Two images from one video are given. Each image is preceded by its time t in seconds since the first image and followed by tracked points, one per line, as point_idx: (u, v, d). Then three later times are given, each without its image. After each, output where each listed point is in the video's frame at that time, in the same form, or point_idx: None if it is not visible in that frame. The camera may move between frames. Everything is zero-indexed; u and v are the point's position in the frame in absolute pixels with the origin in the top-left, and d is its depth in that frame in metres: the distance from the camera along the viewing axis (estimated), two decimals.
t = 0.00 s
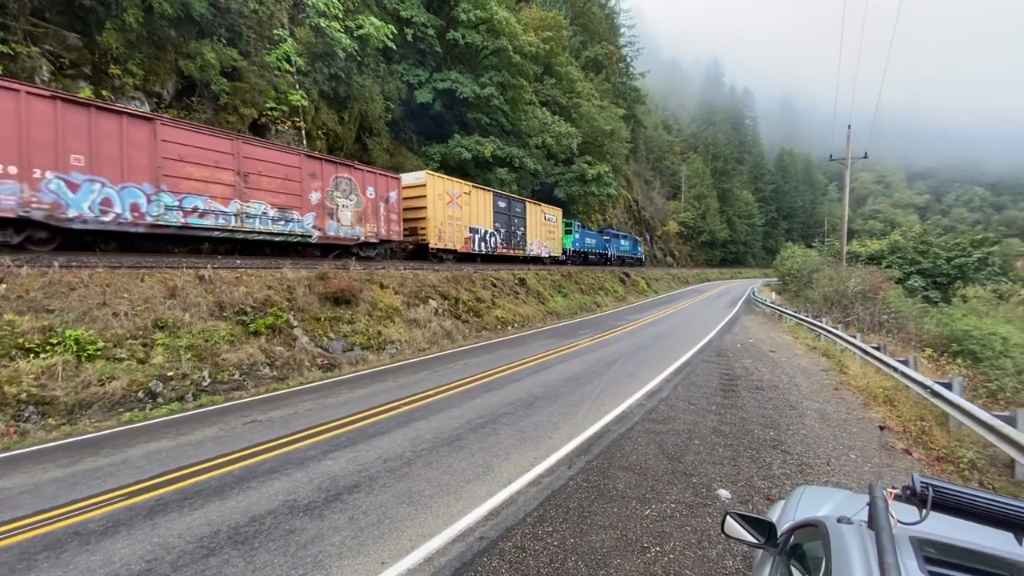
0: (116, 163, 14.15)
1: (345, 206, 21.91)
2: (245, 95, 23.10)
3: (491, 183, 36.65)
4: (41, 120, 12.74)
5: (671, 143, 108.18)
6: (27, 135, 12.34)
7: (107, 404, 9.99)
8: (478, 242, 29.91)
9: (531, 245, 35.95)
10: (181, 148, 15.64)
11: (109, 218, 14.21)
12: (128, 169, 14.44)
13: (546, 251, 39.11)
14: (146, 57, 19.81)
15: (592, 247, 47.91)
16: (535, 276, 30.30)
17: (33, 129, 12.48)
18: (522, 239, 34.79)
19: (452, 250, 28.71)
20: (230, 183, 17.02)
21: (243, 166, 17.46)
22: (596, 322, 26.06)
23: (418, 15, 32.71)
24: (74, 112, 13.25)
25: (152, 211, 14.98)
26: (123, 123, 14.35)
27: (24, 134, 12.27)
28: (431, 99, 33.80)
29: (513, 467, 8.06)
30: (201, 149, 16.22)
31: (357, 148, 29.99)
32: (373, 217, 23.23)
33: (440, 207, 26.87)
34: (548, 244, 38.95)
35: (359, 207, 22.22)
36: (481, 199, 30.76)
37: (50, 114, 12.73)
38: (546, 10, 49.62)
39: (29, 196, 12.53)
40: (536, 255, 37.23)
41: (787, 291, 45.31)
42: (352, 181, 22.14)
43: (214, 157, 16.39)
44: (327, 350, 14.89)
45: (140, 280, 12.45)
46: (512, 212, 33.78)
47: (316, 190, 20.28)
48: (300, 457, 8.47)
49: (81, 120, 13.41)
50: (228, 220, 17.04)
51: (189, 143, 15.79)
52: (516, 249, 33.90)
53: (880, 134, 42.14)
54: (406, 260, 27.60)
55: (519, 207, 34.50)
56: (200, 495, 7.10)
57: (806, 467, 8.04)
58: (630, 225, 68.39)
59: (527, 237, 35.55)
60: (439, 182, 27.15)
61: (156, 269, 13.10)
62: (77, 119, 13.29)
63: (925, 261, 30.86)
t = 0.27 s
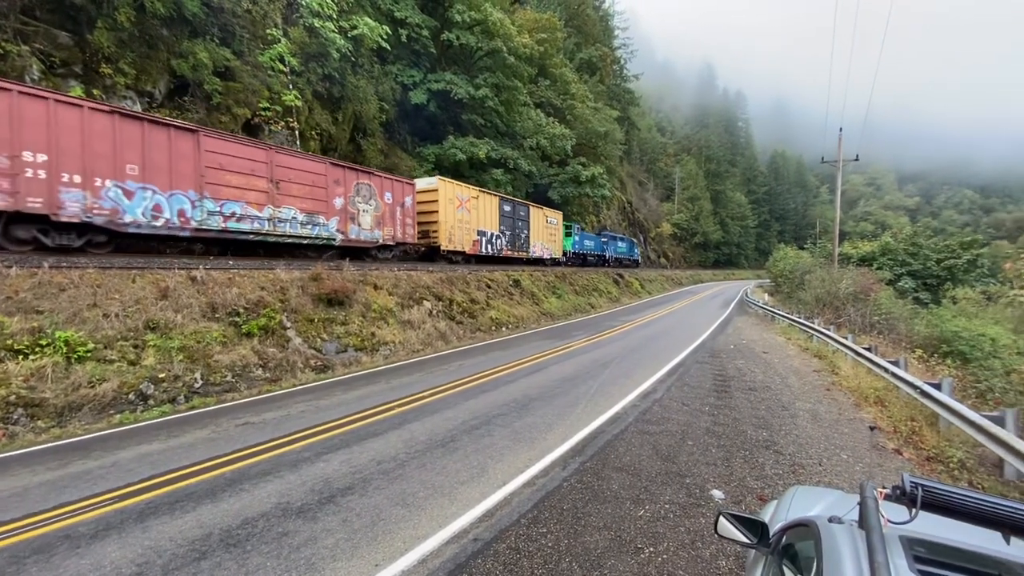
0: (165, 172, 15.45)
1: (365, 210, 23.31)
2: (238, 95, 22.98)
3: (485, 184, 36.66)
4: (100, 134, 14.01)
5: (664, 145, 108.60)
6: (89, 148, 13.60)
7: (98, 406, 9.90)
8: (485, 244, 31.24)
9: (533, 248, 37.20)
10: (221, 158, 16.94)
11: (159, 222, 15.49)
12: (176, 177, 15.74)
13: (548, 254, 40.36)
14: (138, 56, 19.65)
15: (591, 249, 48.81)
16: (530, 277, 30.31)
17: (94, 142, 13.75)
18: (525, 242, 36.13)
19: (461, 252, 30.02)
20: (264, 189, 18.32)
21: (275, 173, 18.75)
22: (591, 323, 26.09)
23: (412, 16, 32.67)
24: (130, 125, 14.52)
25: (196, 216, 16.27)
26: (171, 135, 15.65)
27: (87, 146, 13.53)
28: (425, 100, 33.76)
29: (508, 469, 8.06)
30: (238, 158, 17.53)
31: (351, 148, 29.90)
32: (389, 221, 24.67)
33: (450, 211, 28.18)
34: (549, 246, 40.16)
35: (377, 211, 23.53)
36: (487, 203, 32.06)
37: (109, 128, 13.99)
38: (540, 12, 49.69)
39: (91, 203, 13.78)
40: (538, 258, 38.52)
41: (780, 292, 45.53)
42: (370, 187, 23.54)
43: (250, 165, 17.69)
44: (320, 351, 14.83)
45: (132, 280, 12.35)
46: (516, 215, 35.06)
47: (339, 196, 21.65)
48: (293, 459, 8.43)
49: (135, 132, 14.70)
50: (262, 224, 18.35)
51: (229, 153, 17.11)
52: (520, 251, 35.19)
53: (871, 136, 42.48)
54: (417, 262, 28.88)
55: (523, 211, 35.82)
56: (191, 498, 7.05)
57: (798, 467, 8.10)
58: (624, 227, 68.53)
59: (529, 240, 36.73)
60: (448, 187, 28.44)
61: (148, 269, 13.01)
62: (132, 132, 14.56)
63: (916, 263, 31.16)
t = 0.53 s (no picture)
0: (209, 180, 16.80)
1: (384, 215, 24.57)
2: (234, 94, 22.88)
3: (481, 186, 36.67)
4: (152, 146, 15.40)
5: (659, 147, 108.97)
6: (143, 158, 14.99)
7: (90, 407, 9.82)
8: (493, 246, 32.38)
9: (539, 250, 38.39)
10: (257, 166, 18.30)
11: (204, 227, 16.82)
12: (218, 184, 17.08)
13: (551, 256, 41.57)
14: (132, 55, 19.47)
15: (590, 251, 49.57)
16: (525, 279, 30.33)
17: (147, 153, 15.13)
18: (531, 244, 37.37)
19: (471, 254, 31.30)
20: (294, 195, 19.64)
21: (304, 180, 20.07)
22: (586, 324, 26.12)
23: (408, 17, 32.67)
24: (177, 137, 15.91)
25: (236, 221, 17.62)
26: (213, 145, 17.01)
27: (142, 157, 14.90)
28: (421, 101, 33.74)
29: (503, 470, 8.05)
30: (272, 166, 18.89)
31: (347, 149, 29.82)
32: (407, 226, 25.91)
33: (460, 215, 29.32)
34: (552, 249, 41.28)
35: (396, 216, 24.79)
36: (494, 207, 33.20)
37: (160, 140, 15.39)
38: (537, 14, 49.79)
39: (145, 209, 15.12)
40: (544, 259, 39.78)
41: (774, 294, 45.70)
42: (389, 192, 24.80)
43: (282, 173, 19.03)
44: (315, 352, 14.77)
45: (125, 281, 12.26)
46: (521, 218, 36.21)
47: (361, 201, 22.92)
48: (287, 461, 8.37)
49: (182, 144, 16.09)
50: (293, 228, 19.62)
51: (264, 162, 18.46)
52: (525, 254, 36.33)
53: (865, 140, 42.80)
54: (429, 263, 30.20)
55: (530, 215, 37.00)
56: (185, 499, 7.00)
57: (792, 468, 8.14)
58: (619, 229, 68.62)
59: (534, 242, 37.87)
60: (459, 192, 29.57)
61: (141, 269, 12.92)
62: (180, 143, 15.94)
63: (908, 266, 31.39)
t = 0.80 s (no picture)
0: (250, 187, 18.32)
1: (404, 218, 26.01)
2: (233, 94, 22.87)
3: (480, 187, 36.67)
4: (201, 157, 16.96)
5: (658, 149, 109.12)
6: (193, 168, 16.51)
7: (87, 407, 9.79)
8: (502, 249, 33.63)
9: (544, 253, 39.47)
10: (291, 174, 19.82)
11: (245, 230, 18.32)
12: (257, 191, 18.61)
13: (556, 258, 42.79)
14: (130, 55, 19.49)
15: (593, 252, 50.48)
16: (524, 280, 30.34)
17: (197, 163, 16.67)
18: (538, 246, 38.64)
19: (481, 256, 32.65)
20: (324, 201, 21.13)
21: (333, 187, 21.56)
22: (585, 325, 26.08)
23: (408, 18, 32.69)
24: (222, 148, 17.46)
25: (274, 224, 19.11)
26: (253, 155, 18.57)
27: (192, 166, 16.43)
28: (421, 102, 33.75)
29: (502, 471, 8.05)
30: (303, 174, 20.42)
31: (346, 150, 29.82)
32: (424, 229, 27.31)
33: (472, 219, 30.55)
34: (557, 251, 42.43)
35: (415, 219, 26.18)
36: (503, 211, 34.40)
37: (208, 151, 16.93)
38: (537, 15, 49.82)
39: (196, 214, 16.67)
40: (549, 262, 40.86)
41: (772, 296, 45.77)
42: (409, 197, 26.20)
43: (313, 180, 20.54)
44: (313, 352, 14.75)
45: (122, 281, 12.23)
46: (529, 222, 37.41)
47: (384, 206, 24.35)
48: (285, 462, 8.36)
49: (226, 154, 17.63)
50: (323, 231, 21.12)
51: (298, 170, 19.94)
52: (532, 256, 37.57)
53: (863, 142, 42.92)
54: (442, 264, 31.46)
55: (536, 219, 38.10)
56: (183, 500, 6.99)
57: (790, 469, 8.16)
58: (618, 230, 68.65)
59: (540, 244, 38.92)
60: (471, 197, 30.77)
61: (139, 270, 12.89)
62: (224, 153, 17.46)
63: (906, 267, 31.46)
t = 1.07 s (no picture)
0: (286, 193, 19.72)
1: (422, 222, 27.42)
2: (233, 94, 22.88)
3: (479, 187, 36.67)
4: (243, 164, 18.38)
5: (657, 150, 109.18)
6: (237, 175, 17.89)
7: (85, 406, 9.77)
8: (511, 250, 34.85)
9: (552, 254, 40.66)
10: (322, 180, 21.24)
11: (282, 233, 19.69)
12: (292, 196, 20.01)
13: (563, 259, 44.01)
14: (131, 54, 19.54)
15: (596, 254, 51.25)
16: (524, 280, 30.34)
17: (240, 170, 18.08)
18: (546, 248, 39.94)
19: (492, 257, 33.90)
20: (351, 205, 22.54)
21: (358, 192, 22.99)
22: (584, 326, 26.08)
23: (408, 18, 32.70)
24: (262, 156, 18.88)
25: (307, 227, 20.51)
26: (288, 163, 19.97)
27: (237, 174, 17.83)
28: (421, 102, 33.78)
29: (501, 471, 8.04)
30: (333, 180, 21.85)
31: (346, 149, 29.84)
32: (440, 232, 28.68)
33: (484, 222, 31.77)
34: (562, 252, 43.58)
35: (432, 222, 27.56)
36: (513, 214, 35.61)
37: (249, 159, 18.33)
38: (537, 16, 49.84)
39: (240, 218, 18.07)
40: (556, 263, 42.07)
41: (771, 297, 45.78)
42: (427, 201, 27.63)
43: (342, 186, 21.97)
44: (312, 352, 14.74)
45: (122, 280, 12.21)
46: (536, 224, 38.60)
47: (404, 210, 25.78)
48: (284, 461, 8.36)
49: (264, 162, 19.02)
50: (350, 234, 22.51)
51: (328, 177, 21.38)
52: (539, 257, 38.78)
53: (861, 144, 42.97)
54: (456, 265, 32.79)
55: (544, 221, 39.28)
56: (181, 499, 6.98)
57: (789, 470, 8.16)
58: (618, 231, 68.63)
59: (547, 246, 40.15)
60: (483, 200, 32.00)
61: (138, 269, 12.88)
62: (263, 160, 18.86)
63: (905, 269, 31.49)
